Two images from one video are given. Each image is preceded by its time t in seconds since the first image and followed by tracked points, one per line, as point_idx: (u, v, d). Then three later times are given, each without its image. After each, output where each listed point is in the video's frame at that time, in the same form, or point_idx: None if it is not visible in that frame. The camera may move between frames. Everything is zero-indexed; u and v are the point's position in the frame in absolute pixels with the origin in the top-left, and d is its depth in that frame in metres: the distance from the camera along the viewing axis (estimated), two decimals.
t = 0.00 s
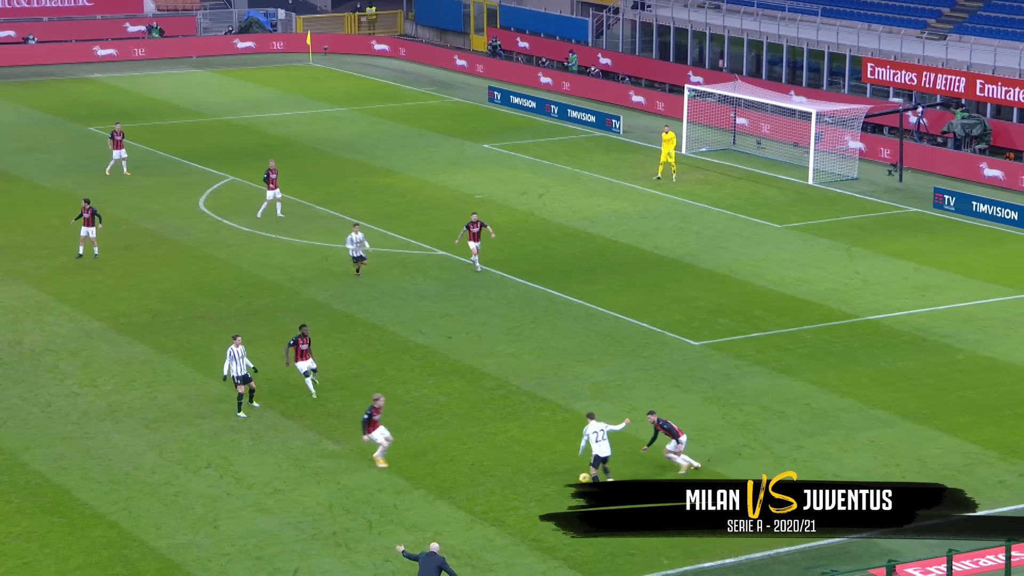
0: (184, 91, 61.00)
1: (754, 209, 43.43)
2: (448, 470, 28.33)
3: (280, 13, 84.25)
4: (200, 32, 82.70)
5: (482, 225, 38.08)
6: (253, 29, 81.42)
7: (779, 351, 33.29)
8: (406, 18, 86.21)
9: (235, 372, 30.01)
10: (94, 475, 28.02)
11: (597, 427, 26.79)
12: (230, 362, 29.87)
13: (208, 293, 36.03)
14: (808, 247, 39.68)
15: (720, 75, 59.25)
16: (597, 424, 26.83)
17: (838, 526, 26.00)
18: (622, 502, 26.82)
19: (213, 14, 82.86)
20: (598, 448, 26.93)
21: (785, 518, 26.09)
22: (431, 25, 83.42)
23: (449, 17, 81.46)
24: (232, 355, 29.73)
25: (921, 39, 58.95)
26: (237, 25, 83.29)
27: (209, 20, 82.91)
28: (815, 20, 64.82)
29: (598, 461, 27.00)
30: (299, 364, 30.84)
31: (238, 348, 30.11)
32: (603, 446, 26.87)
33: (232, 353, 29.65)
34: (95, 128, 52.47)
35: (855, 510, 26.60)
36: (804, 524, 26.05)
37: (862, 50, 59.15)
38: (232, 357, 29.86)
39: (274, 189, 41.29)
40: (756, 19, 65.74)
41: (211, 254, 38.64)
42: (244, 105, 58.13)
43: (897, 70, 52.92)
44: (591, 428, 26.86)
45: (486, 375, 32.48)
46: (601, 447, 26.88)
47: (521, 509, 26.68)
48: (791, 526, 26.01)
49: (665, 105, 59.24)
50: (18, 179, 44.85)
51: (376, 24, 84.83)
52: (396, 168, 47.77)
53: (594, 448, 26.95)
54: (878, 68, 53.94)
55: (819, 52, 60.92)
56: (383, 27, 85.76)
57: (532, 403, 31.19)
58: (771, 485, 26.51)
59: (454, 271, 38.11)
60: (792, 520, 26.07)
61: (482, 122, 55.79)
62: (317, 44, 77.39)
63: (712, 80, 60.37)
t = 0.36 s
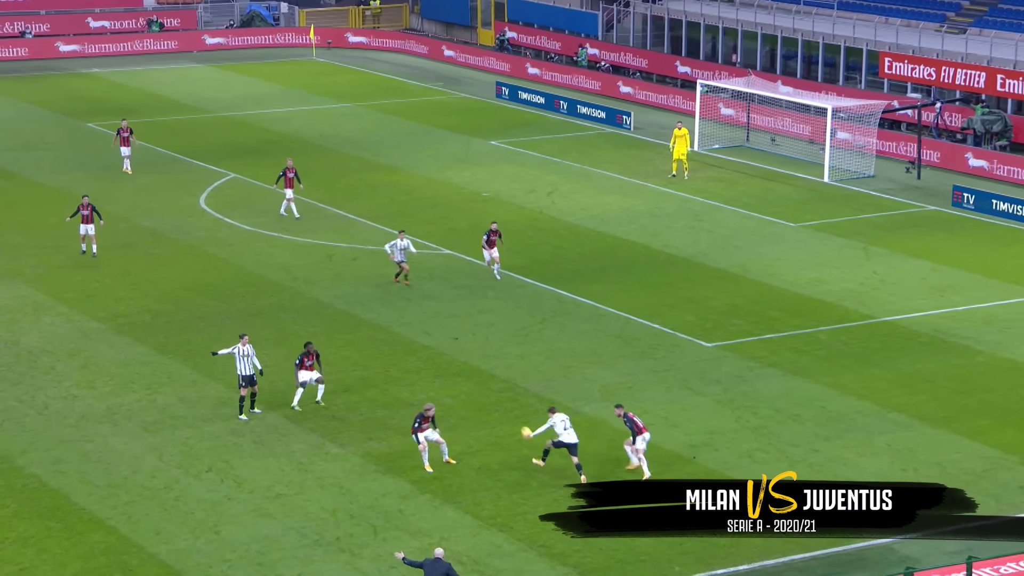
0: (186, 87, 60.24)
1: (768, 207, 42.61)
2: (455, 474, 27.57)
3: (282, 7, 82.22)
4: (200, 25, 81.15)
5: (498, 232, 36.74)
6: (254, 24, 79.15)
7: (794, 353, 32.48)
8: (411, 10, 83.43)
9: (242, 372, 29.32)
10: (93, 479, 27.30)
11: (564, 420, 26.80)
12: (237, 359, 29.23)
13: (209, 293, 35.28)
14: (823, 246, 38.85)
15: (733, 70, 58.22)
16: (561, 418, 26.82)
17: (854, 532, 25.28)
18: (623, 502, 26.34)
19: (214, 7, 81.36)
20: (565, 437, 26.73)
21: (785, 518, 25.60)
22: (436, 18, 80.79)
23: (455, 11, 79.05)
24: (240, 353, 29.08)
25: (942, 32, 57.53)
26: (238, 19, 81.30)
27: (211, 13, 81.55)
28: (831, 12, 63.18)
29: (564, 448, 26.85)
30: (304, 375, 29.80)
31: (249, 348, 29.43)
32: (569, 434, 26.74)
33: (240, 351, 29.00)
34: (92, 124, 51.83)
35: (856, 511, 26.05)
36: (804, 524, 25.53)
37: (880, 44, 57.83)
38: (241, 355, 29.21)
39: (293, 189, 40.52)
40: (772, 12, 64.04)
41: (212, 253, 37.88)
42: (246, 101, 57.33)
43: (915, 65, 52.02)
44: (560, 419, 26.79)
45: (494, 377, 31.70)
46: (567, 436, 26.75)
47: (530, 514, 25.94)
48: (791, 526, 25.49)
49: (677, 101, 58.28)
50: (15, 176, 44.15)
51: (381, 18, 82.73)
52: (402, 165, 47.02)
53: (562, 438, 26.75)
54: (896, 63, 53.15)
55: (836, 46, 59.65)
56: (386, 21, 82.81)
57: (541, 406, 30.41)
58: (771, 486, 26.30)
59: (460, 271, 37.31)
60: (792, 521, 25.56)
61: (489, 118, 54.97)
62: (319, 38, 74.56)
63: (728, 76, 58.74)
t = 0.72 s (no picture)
0: (189, 84, 59.57)
1: (783, 207, 41.80)
2: (462, 480, 26.84)
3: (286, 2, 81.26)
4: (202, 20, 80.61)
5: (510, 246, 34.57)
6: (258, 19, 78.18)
7: (810, 356, 31.69)
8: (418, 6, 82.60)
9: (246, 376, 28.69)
10: (92, 485, 26.58)
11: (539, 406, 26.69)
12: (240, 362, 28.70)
13: (211, 295, 34.55)
14: (839, 247, 38.06)
15: (747, 66, 57.35)
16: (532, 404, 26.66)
17: (873, 541, 24.50)
18: (647, 518, 25.35)
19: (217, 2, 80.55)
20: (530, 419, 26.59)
21: (784, 519, 25.31)
22: (444, 14, 79.99)
23: (462, 6, 78.23)
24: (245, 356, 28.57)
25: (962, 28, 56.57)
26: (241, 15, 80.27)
27: (212, 9, 80.67)
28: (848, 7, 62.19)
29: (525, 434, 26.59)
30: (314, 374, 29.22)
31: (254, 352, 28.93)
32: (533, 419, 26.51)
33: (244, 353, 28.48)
34: (91, 122, 51.15)
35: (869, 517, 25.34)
36: (804, 525, 25.15)
37: (899, 40, 56.87)
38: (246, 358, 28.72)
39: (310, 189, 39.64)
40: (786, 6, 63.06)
41: (215, 254, 37.16)
42: (250, 98, 56.63)
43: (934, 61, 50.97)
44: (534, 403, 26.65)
45: (502, 381, 30.94)
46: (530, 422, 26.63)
47: (540, 522, 25.18)
48: (790, 527, 25.08)
49: (691, 98, 57.41)
50: (14, 176, 43.46)
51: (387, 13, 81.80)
52: (409, 164, 46.31)
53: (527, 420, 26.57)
54: (915, 59, 52.32)
55: (853, 42, 58.86)
56: (393, 16, 81.99)
57: (550, 411, 29.68)
58: (772, 486, 26.26)
59: (468, 272, 36.55)
60: (791, 521, 25.23)
61: (498, 116, 54.20)
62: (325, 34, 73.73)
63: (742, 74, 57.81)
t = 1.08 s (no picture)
0: (190, 86, 58.92)
1: (798, 213, 41.01)
2: (469, 492, 26.09)
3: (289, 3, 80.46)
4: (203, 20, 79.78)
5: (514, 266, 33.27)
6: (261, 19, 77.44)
7: (826, 365, 30.90)
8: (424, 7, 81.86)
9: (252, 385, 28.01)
10: (90, 497, 25.87)
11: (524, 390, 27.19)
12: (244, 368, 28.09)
13: (213, 301, 33.82)
14: (854, 253, 37.26)
15: (762, 68, 56.55)
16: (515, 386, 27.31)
17: (894, 555, 23.71)
18: (660, 532, 24.58)
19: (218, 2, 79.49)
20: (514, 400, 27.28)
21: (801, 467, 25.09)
22: (450, 15, 79.23)
23: (468, 6, 77.48)
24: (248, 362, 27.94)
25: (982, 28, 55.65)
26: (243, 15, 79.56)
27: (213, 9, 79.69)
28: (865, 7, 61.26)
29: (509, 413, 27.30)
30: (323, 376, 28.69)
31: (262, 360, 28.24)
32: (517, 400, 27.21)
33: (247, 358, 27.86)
34: (90, 125, 50.46)
35: (887, 530, 24.56)
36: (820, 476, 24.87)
37: (917, 41, 55.92)
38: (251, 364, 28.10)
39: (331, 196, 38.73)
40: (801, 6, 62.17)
41: (216, 260, 36.44)
42: (252, 100, 55.96)
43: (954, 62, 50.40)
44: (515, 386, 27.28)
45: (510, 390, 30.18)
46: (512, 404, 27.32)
47: (550, 535, 24.43)
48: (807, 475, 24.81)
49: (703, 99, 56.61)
50: (11, 180, 42.78)
51: (392, 14, 80.99)
52: (415, 168, 45.58)
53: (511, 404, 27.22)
54: (934, 60, 51.60)
55: (870, 43, 58.07)
56: (399, 17, 81.23)
57: (560, 421, 28.93)
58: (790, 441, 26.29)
59: (475, 277, 35.77)
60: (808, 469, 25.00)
61: (506, 119, 53.46)
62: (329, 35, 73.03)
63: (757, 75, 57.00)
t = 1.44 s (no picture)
0: (196, 90, 58.26)
1: (818, 220, 40.17)
2: (480, 506, 25.30)
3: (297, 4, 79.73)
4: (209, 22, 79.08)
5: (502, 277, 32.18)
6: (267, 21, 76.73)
7: (847, 377, 30.06)
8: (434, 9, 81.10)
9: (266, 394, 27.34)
10: (92, 511, 25.11)
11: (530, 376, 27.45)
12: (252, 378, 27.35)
13: (218, 310, 33.08)
14: (875, 262, 36.41)
15: (781, 71, 55.69)
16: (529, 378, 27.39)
17: (920, 573, 22.87)
18: (677, 547, 23.77)
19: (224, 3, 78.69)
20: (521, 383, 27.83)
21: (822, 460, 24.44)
22: (462, 17, 78.45)
23: (480, 8, 76.72)
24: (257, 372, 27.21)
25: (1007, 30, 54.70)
26: (250, 17, 78.87)
27: (220, 11, 79.03)
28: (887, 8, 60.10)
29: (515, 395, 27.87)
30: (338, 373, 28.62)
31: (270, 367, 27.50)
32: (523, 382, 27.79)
33: (255, 368, 27.12)
34: (92, 130, 49.80)
35: (912, 546, 23.73)
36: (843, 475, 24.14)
37: (941, 43, 54.94)
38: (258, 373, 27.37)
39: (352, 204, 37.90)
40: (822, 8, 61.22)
41: (221, 268, 35.71)
42: (258, 105, 55.28)
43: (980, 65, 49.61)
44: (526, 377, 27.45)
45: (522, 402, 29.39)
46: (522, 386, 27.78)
47: (564, 550, 23.63)
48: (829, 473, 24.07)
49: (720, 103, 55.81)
50: (12, 186, 42.11)
51: (402, 15, 80.16)
52: (425, 174, 44.83)
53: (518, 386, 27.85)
54: (958, 63, 50.76)
55: (892, 46, 57.09)
56: (409, 18, 80.48)
57: (573, 433, 28.14)
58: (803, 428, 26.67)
59: (487, 285, 35.00)
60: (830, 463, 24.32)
61: (518, 123, 52.70)
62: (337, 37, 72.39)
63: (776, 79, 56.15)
